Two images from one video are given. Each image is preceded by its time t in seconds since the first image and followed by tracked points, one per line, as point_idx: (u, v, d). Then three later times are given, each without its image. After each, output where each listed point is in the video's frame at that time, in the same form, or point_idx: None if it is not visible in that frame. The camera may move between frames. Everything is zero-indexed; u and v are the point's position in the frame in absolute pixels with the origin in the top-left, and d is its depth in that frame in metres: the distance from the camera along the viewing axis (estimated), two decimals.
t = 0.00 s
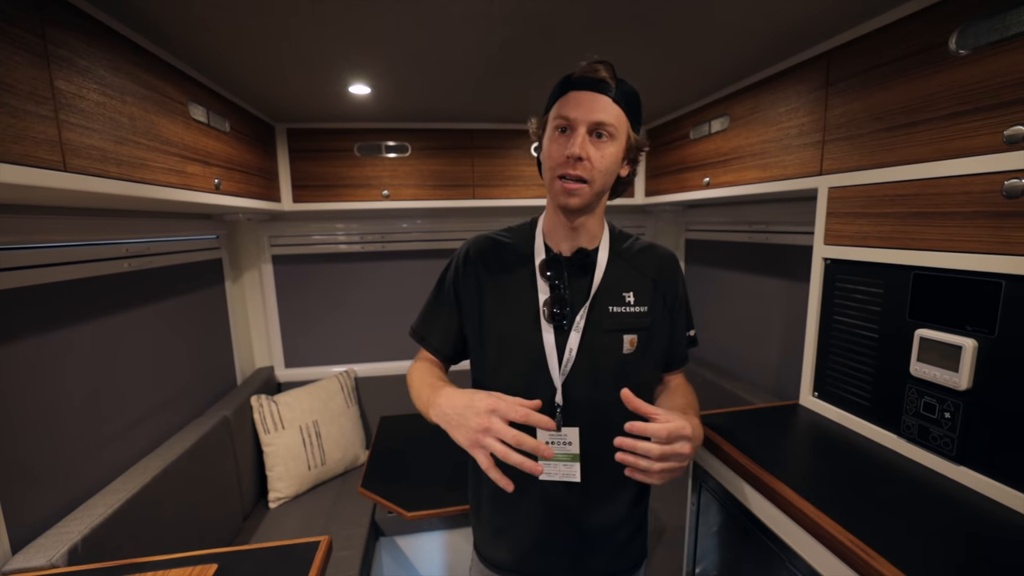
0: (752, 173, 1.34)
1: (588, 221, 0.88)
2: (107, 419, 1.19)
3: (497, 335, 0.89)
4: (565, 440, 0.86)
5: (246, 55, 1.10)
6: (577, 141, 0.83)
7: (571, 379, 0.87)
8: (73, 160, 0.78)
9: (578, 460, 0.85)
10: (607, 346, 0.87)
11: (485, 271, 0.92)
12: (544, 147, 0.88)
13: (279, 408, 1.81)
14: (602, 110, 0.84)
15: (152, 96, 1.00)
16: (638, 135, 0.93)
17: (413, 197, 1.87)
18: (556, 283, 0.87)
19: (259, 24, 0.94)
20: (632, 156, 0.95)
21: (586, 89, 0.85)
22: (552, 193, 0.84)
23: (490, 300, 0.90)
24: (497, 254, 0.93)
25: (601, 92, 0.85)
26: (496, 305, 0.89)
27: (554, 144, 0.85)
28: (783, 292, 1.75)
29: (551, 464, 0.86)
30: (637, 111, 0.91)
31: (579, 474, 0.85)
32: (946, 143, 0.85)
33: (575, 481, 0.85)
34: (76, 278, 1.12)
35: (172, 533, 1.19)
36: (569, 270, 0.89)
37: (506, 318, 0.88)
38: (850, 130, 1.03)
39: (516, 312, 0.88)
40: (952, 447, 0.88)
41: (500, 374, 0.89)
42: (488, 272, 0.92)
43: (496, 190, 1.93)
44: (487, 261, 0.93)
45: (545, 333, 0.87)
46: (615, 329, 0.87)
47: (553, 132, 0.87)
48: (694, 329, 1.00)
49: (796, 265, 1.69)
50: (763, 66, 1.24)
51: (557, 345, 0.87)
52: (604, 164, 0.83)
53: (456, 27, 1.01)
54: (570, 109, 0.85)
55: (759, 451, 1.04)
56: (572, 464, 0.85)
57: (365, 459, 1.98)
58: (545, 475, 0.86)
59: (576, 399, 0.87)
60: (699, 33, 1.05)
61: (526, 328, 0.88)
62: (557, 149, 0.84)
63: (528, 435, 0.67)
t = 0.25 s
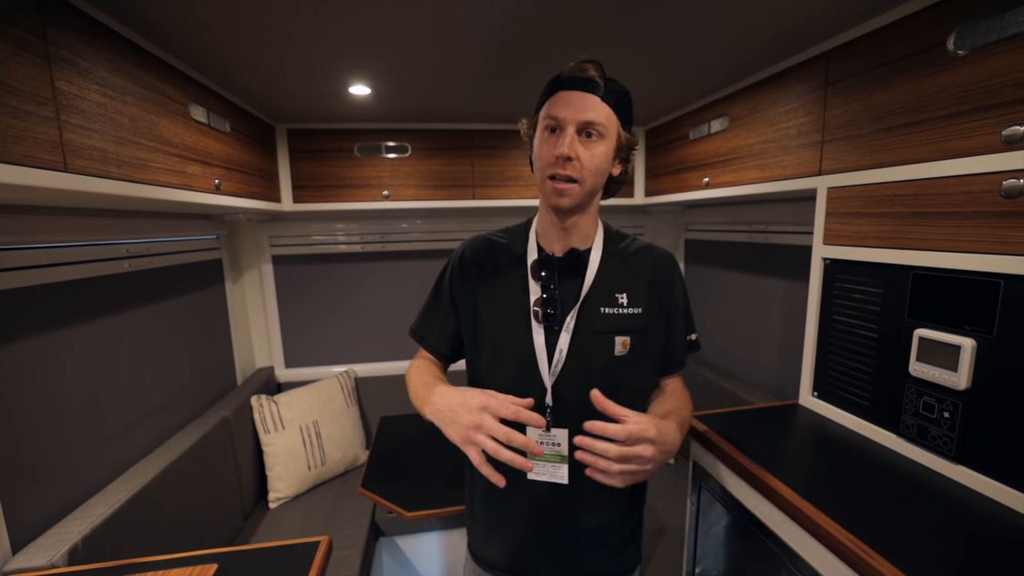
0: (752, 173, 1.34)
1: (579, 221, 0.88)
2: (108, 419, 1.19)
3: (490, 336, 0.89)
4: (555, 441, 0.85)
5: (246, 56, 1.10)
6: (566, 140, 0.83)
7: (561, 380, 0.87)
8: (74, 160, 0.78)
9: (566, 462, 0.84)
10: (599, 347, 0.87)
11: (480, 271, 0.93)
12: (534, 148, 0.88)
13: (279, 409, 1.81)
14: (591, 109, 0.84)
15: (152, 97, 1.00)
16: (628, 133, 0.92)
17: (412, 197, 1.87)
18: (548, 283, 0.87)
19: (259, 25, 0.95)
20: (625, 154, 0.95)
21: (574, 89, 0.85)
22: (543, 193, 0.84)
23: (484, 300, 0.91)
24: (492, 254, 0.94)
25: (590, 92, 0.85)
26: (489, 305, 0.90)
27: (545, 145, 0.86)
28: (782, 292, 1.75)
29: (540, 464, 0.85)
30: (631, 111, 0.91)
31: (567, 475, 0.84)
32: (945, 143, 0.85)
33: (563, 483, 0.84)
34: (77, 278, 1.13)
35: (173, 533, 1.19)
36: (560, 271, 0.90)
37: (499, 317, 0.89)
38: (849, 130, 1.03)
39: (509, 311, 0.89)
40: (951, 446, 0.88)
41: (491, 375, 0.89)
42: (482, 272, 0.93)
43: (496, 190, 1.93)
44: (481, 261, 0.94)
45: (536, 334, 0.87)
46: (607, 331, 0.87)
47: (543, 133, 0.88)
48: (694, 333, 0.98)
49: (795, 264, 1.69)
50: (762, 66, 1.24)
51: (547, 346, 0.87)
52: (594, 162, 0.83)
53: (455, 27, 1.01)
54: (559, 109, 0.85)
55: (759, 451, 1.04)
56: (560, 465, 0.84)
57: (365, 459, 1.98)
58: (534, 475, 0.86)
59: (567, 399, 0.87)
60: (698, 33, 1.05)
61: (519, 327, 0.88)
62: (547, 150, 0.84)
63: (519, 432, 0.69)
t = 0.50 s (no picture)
0: (752, 173, 1.34)
1: (582, 221, 0.88)
2: (108, 420, 1.19)
3: (489, 334, 0.89)
4: (552, 442, 0.85)
5: (247, 56, 1.10)
6: (568, 139, 0.83)
7: (559, 382, 0.87)
8: (74, 160, 0.78)
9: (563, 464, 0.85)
10: (597, 348, 0.87)
11: (480, 271, 0.93)
12: (534, 149, 0.88)
13: (280, 409, 1.81)
14: (591, 107, 0.85)
15: (153, 97, 1.00)
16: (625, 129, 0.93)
17: (413, 197, 1.87)
18: (546, 284, 0.87)
19: (260, 25, 0.95)
20: (622, 150, 0.95)
21: (570, 87, 0.85)
22: (547, 194, 0.84)
23: (484, 300, 0.91)
24: (492, 254, 0.94)
25: (588, 90, 0.85)
26: (489, 305, 0.90)
27: (546, 145, 0.85)
28: (783, 292, 1.75)
29: (535, 464, 0.86)
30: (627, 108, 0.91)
31: (562, 476, 0.85)
32: (946, 143, 0.85)
33: (558, 483, 0.85)
34: (77, 279, 1.13)
35: (173, 533, 1.19)
36: (558, 271, 0.90)
37: (499, 317, 0.89)
38: (850, 130, 1.03)
39: (507, 311, 0.89)
40: (953, 447, 0.88)
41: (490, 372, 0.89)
42: (483, 272, 0.93)
43: (496, 191, 1.93)
44: (481, 261, 0.94)
45: (534, 334, 0.87)
46: (605, 332, 0.87)
47: (542, 133, 0.87)
48: (695, 337, 0.97)
49: (796, 264, 1.69)
50: (763, 66, 1.24)
51: (545, 347, 0.87)
52: (597, 161, 0.84)
53: (456, 27, 1.01)
54: (559, 108, 0.85)
55: (759, 451, 1.04)
56: (556, 467, 0.85)
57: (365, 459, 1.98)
58: (528, 474, 0.86)
59: (565, 399, 0.87)
60: (699, 33, 1.05)
61: (517, 327, 0.88)
62: (549, 150, 0.84)
63: (497, 420, 0.70)
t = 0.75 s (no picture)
0: (753, 174, 1.34)
1: (580, 221, 0.89)
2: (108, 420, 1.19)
3: (491, 338, 0.88)
4: (561, 442, 0.86)
5: (248, 57, 1.10)
6: (558, 143, 0.83)
7: (567, 382, 0.86)
8: (77, 162, 0.78)
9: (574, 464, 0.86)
10: (603, 346, 0.86)
11: (480, 273, 0.93)
12: (527, 156, 0.89)
13: (280, 409, 1.81)
14: (578, 108, 0.84)
15: (154, 98, 1.00)
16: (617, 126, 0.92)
17: (413, 197, 1.87)
18: (550, 283, 0.87)
19: (261, 26, 0.95)
20: (615, 148, 0.95)
21: (555, 90, 0.85)
22: (542, 199, 0.85)
23: (485, 302, 0.90)
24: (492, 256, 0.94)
25: (572, 92, 0.85)
26: (491, 307, 0.90)
27: (537, 151, 0.86)
28: (783, 293, 1.76)
29: (546, 465, 0.87)
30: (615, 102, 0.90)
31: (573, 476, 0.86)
32: (946, 144, 0.85)
33: (571, 484, 0.86)
34: (78, 279, 1.13)
35: (174, 533, 1.19)
36: (562, 270, 0.90)
37: (501, 319, 0.88)
38: (851, 131, 1.03)
39: (510, 312, 0.88)
40: (954, 447, 0.88)
41: (495, 375, 0.89)
42: (483, 274, 0.92)
43: (497, 191, 1.93)
44: (481, 263, 0.93)
45: (539, 333, 0.87)
46: (611, 330, 0.86)
47: (533, 139, 0.88)
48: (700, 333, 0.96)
49: (797, 265, 1.69)
50: (763, 67, 1.24)
51: (551, 346, 0.87)
52: (589, 161, 0.83)
53: (457, 28, 1.01)
54: (546, 113, 0.85)
55: (761, 452, 1.04)
56: (567, 467, 0.86)
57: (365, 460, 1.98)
58: (540, 476, 0.87)
59: (574, 399, 0.86)
60: (699, 34, 1.06)
61: (520, 328, 0.88)
62: (540, 155, 0.85)
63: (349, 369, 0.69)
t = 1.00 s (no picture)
0: (754, 174, 1.34)
1: (574, 214, 0.88)
2: (109, 420, 1.19)
3: (494, 342, 0.89)
4: (575, 443, 0.86)
5: (249, 56, 1.10)
6: (534, 142, 0.84)
7: (576, 382, 0.86)
8: (79, 161, 0.78)
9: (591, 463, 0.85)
10: (610, 345, 0.86)
11: (484, 276, 0.93)
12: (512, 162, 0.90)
13: (281, 410, 1.81)
14: (546, 104, 0.85)
15: (156, 97, 1.00)
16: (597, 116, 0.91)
17: (414, 197, 1.87)
18: (554, 283, 0.87)
19: (262, 25, 0.95)
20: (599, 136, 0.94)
21: (521, 98, 0.88)
22: (533, 199, 0.86)
23: (490, 305, 0.91)
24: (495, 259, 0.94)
25: (541, 91, 0.86)
26: (496, 309, 0.90)
27: (518, 155, 0.87)
28: (785, 293, 1.75)
29: (563, 467, 0.86)
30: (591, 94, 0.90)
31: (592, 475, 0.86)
32: (949, 144, 0.85)
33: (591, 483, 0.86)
34: (79, 279, 1.13)
35: (175, 533, 1.19)
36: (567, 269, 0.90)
37: (506, 321, 0.89)
38: (852, 131, 1.03)
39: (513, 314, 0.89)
40: (956, 447, 0.88)
41: (500, 380, 0.90)
42: (486, 277, 0.93)
43: (497, 191, 1.93)
44: (484, 266, 0.94)
45: (545, 333, 0.86)
46: (617, 328, 0.86)
47: (515, 145, 0.89)
48: (706, 328, 0.95)
49: (798, 265, 1.69)
50: (765, 66, 1.24)
51: (558, 346, 0.86)
52: (568, 152, 0.83)
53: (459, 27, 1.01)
54: (518, 118, 0.87)
55: (762, 451, 1.04)
56: (585, 467, 0.85)
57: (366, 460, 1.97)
58: (558, 479, 0.87)
59: (583, 399, 0.86)
60: (701, 34, 1.05)
61: (525, 329, 0.88)
62: (521, 159, 0.86)
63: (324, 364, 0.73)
